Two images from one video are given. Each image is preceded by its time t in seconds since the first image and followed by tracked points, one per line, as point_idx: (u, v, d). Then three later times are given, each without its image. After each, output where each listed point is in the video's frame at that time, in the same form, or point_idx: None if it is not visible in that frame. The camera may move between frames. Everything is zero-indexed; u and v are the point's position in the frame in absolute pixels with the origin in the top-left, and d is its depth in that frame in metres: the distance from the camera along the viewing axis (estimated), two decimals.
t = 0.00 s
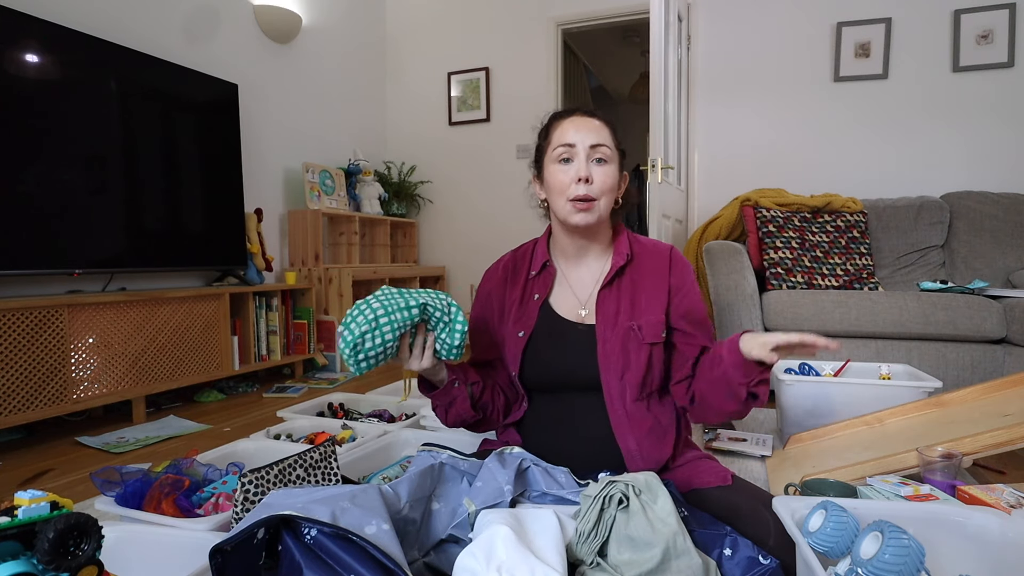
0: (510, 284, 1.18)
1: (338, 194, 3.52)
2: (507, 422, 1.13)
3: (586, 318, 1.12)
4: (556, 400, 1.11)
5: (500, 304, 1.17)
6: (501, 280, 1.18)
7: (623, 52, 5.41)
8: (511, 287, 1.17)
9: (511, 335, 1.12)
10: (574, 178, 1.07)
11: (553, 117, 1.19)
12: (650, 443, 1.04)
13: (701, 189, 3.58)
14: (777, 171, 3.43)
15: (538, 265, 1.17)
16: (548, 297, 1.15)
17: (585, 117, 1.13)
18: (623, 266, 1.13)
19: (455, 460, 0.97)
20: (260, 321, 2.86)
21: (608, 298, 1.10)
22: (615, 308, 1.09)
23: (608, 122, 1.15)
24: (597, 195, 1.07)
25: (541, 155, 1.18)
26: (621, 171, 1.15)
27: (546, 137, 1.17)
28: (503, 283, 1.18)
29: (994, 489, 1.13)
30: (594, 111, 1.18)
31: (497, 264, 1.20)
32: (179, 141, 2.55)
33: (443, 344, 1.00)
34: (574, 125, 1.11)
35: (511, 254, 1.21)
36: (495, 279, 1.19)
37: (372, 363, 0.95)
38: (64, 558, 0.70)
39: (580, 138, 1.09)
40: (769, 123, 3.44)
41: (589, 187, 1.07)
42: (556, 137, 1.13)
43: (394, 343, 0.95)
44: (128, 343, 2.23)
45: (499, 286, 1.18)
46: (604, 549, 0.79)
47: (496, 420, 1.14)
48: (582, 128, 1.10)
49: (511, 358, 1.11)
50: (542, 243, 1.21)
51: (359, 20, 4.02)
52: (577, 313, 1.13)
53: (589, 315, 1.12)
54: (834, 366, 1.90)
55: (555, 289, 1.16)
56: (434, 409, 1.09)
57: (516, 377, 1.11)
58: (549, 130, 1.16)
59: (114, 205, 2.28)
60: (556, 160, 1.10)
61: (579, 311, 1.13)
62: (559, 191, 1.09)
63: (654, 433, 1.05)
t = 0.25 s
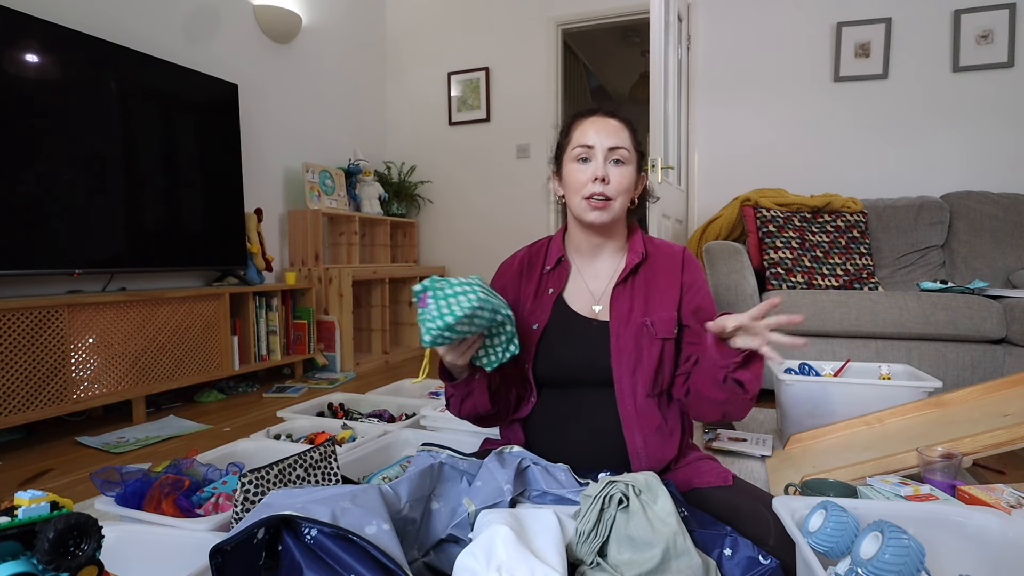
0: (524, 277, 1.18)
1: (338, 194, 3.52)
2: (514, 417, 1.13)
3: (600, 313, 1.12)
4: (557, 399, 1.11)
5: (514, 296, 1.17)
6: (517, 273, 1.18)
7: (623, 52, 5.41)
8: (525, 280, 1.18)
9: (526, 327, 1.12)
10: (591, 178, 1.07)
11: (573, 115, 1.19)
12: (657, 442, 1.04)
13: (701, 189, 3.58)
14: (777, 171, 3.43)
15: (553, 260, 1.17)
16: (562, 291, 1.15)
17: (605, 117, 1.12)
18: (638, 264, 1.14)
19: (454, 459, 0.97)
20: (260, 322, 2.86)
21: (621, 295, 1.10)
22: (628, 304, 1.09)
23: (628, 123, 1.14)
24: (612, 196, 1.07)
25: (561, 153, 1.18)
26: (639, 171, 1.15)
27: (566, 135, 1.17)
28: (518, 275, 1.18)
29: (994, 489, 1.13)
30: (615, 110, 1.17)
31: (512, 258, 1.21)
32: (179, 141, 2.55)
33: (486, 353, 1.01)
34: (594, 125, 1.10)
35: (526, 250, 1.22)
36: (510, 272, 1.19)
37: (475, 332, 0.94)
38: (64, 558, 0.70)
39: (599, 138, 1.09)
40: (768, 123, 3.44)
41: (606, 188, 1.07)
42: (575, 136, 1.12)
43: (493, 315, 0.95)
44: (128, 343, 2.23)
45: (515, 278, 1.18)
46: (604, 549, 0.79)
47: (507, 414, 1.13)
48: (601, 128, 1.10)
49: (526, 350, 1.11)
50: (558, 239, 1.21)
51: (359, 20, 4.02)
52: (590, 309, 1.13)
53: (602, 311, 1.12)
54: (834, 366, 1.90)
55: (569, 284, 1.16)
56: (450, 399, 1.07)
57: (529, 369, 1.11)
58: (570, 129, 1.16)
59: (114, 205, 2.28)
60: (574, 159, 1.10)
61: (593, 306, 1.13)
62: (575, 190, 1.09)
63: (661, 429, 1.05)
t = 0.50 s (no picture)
0: (531, 272, 1.18)
1: (338, 194, 3.52)
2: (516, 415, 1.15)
3: (602, 311, 1.11)
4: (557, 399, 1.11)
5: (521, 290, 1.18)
6: (524, 266, 1.18)
7: (623, 52, 5.41)
8: (532, 275, 1.18)
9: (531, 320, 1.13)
10: (600, 180, 1.07)
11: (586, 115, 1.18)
12: (653, 442, 1.04)
13: (701, 189, 3.58)
14: (776, 172, 3.43)
15: (561, 256, 1.17)
16: (567, 287, 1.16)
17: (617, 118, 1.12)
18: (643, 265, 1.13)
19: (454, 459, 0.97)
20: (260, 322, 2.85)
21: (623, 294, 1.10)
22: (630, 303, 1.09)
23: (640, 124, 1.13)
24: (622, 198, 1.08)
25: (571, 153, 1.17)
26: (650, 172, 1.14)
27: (577, 136, 1.16)
28: (525, 270, 1.18)
29: (993, 489, 1.13)
30: (627, 111, 1.16)
31: (520, 252, 1.21)
32: (179, 141, 2.55)
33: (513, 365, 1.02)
34: (605, 127, 1.10)
35: (535, 244, 1.21)
36: (518, 266, 1.19)
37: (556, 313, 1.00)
38: (65, 558, 0.70)
39: (610, 140, 1.09)
40: (768, 123, 3.44)
41: (615, 191, 1.07)
42: (586, 137, 1.12)
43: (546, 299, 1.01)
44: (128, 343, 2.23)
45: (522, 272, 1.18)
46: (604, 549, 0.79)
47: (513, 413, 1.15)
48: (612, 130, 1.09)
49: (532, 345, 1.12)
50: (566, 236, 1.21)
51: (359, 20, 4.02)
52: (593, 306, 1.12)
53: (605, 309, 1.12)
54: (834, 366, 1.90)
55: (575, 280, 1.16)
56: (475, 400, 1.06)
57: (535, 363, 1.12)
58: (581, 129, 1.15)
59: (114, 205, 2.28)
60: (585, 160, 1.09)
61: (596, 304, 1.12)
62: (585, 192, 1.10)
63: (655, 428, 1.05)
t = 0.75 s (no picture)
0: (537, 270, 1.18)
1: (338, 194, 3.51)
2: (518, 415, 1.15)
3: (609, 309, 1.12)
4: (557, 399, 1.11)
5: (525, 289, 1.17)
6: (529, 266, 1.18)
7: (623, 52, 5.41)
8: (538, 273, 1.18)
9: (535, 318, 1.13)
10: (603, 182, 1.07)
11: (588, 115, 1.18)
12: (659, 440, 1.04)
13: (701, 189, 3.58)
14: (776, 172, 3.43)
15: (565, 255, 1.17)
16: (573, 285, 1.15)
17: (619, 120, 1.11)
18: (649, 264, 1.13)
19: (454, 459, 0.97)
20: (260, 321, 2.85)
21: (630, 293, 1.10)
22: (638, 302, 1.10)
23: (642, 124, 1.13)
24: (625, 199, 1.08)
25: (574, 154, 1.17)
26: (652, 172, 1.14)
27: (580, 137, 1.16)
28: (530, 268, 1.18)
29: (994, 489, 1.13)
30: (629, 110, 1.15)
31: (524, 252, 1.20)
32: (179, 141, 2.55)
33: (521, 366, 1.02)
34: (608, 128, 1.10)
35: (540, 243, 1.21)
36: (523, 264, 1.18)
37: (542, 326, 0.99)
38: (65, 558, 0.70)
39: (612, 142, 1.08)
40: (768, 123, 3.44)
41: (618, 191, 1.07)
42: (589, 139, 1.12)
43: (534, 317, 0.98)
44: (128, 343, 2.23)
45: (527, 270, 1.18)
46: (604, 549, 0.79)
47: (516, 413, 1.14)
48: (614, 131, 1.09)
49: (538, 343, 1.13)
50: (571, 235, 1.21)
51: (359, 20, 4.02)
52: (600, 304, 1.13)
53: (612, 307, 1.12)
54: (834, 366, 1.90)
55: (580, 278, 1.16)
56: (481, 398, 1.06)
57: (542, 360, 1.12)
58: (583, 130, 1.16)
59: (114, 205, 2.28)
60: (587, 162, 1.09)
61: (603, 302, 1.13)
62: (588, 193, 1.10)
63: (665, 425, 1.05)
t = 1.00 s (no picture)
0: (538, 267, 1.19)
1: (338, 194, 3.51)
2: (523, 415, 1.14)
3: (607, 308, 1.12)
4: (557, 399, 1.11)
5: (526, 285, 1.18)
6: (530, 263, 1.18)
7: (623, 52, 5.41)
8: (539, 270, 1.18)
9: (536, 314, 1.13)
10: (603, 186, 1.07)
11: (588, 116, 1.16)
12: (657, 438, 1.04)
13: (701, 189, 3.58)
14: (776, 172, 3.43)
15: (565, 253, 1.18)
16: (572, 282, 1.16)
17: (620, 122, 1.10)
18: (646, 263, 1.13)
19: (454, 459, 0.97)
20: (260, 322, 2.85)
21: (627, 291, 1.12)
22: (634, 300, 1.11)
23: (643, 126, 1.11)
24: (624, 203, 1.08)
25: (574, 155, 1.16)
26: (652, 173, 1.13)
27: (581, 138, 1.15)
28: (531, 265, 1.18)
29: (994, 489, 1.13)
30: (630, 111, 1.14)
31: (526, 249, 1.21)
32: (179, 141, 2.55)
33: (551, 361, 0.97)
34: (608, 132, 1.08)
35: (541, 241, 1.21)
36: (524, 261, 1.19)
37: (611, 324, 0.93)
38: (65, 558, 0.70)
39: (613, 146, 1.07)
40: (768, 123, 3.44)
41: (618, 196, 1.07)
42: (589, 142, 1.11)
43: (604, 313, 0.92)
44: (128, 343, 2.23)
45: (529, 266, 1.18)
46: (604, 549, 0.79)
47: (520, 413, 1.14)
48: (615, 135, 1.07)
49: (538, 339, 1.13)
50: (571, 234, 1.21)
51: (359, 20, 4.02)
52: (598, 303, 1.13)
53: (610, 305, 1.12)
54: (834, 366, 1.90)
55: (579, 276, 1.17)
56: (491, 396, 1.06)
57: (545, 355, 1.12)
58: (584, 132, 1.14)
59: (114, 205, 2.28)
60: (587, 166, 1.09)
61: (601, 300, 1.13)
62: (588, 196, 1.10)
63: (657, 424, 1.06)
